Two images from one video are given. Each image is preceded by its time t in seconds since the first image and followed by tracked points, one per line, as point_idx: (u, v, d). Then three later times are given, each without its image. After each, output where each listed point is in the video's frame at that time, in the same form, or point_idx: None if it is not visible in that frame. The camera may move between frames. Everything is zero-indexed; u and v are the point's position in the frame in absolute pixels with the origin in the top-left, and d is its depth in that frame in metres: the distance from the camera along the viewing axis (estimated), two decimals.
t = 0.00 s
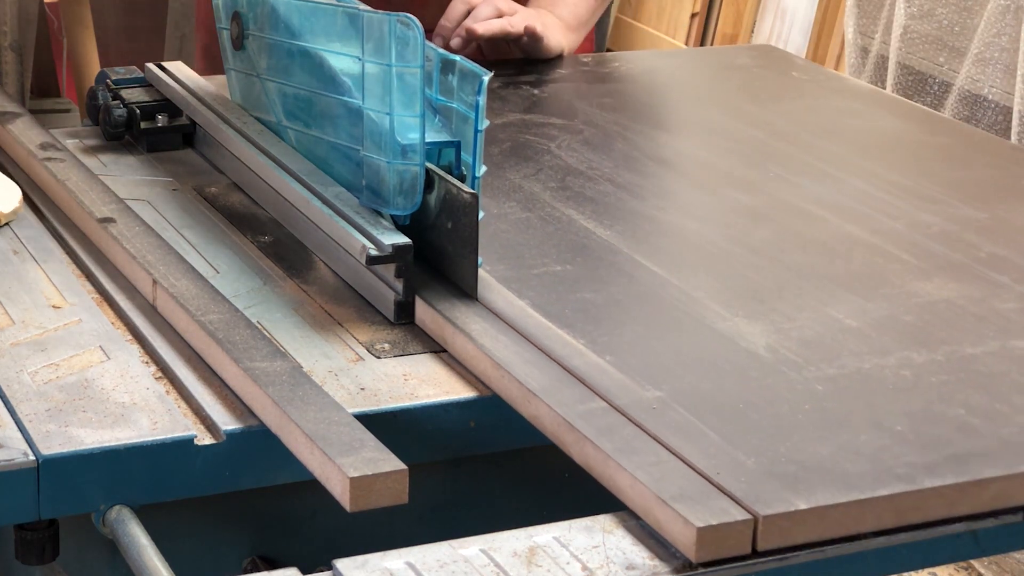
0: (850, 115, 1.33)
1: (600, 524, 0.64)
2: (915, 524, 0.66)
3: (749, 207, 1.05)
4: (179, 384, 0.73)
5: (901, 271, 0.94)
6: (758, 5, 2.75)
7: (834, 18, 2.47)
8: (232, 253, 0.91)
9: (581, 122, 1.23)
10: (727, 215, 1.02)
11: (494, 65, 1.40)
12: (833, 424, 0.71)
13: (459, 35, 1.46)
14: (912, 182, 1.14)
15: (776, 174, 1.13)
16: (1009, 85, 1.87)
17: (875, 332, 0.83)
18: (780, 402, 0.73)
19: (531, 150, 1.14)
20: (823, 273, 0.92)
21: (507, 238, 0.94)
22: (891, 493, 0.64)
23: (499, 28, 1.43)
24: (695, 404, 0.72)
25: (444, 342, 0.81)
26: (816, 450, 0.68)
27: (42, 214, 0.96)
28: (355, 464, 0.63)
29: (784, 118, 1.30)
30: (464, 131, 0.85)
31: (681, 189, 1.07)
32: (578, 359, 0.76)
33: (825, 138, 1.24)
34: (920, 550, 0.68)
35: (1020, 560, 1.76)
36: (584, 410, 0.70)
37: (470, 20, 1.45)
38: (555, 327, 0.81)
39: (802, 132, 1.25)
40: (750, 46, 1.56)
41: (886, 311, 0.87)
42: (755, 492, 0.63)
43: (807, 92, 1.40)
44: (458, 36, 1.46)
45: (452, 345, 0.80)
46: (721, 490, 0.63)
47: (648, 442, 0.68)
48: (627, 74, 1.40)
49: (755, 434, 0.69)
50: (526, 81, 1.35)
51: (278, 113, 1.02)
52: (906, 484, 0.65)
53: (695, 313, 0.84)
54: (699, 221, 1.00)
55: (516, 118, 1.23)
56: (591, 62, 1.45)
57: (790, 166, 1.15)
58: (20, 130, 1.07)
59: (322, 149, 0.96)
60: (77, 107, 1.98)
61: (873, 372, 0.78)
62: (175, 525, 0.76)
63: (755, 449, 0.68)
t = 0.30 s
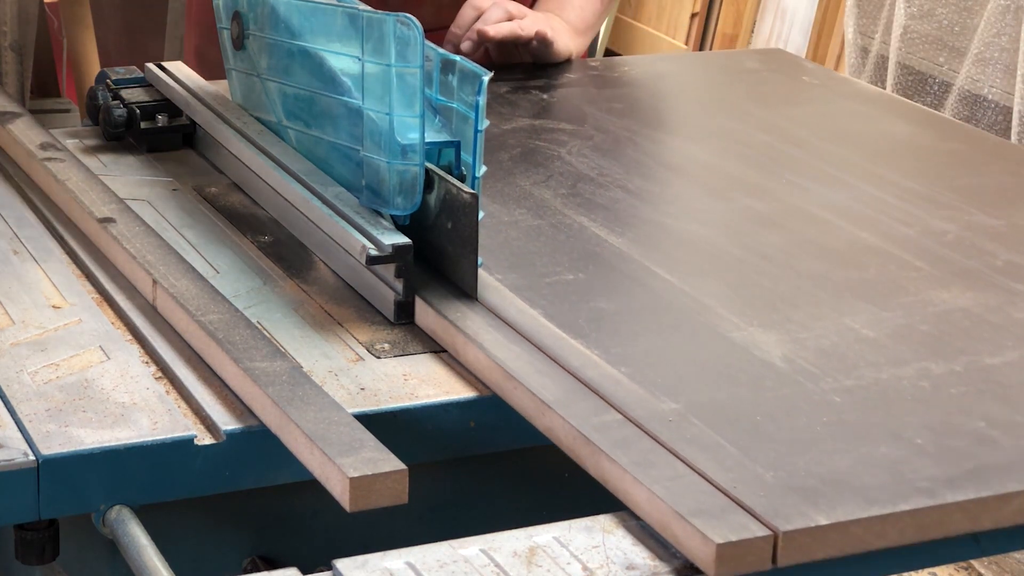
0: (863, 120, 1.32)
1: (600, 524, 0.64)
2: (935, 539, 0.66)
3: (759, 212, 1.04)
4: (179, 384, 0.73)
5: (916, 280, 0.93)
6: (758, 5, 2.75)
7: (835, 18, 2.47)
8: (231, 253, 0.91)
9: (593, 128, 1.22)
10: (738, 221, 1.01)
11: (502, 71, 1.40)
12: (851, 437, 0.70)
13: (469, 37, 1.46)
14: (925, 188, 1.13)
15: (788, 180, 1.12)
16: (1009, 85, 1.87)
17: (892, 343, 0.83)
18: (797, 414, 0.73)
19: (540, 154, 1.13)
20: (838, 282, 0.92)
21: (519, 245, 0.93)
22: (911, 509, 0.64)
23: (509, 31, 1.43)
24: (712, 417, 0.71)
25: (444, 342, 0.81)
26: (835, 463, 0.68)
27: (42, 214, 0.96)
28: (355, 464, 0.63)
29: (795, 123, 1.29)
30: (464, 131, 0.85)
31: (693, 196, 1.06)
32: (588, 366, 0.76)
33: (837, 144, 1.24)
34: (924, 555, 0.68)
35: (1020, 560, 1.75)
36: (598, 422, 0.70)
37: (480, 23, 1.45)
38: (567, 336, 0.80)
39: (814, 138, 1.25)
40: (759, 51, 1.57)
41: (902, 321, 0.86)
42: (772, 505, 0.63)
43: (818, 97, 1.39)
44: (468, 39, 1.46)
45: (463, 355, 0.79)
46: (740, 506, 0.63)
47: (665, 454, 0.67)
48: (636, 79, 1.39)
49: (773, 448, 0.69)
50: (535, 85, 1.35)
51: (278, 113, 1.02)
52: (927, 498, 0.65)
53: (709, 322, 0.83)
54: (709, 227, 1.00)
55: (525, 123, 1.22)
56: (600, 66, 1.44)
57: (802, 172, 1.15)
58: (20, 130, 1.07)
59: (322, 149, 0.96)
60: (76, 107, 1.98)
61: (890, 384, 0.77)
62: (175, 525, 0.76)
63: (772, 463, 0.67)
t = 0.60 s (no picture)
0: (875, 124, 1.32)
1: (600, 524, 0.64)
2: (954, 551, 0.65)
3: (768, 218, 1.03)
4: (179, 383, 0.73)
5: (930, 286, 0.93)
6: (758, 5, 2.75)
7: (834, 18, 2.47)
8: (231, 253, 0.91)
9: (599, 131, 1.22)
10: (748, 227, 1.01)
11: (510, 75, 1.40)
12: (866, 447, 0.70)
13: (479, 41, 1.44)
14: (935, 193, 1.13)
15: (798, 185, 1.12)
16: (1009, 85, 1.87)
17: (906, 351, 0.82)
18: (812, 424, 0.72)
19: (549, 160, 1.13)
20: (850, 289, 0.91)
21: (526, 250, 0.93)
22: (930, 521, 0.63)
23: (520, 34, 1.42)
24: (725, 427, 0.71)
25: (444, 342, 0.81)
26: (851, 474, 0.67)
27: (42, 214, 0.96)
28: (355, 464, 0.63)
29: (807, 128, 1.28)
30: (464, 131, 0.85)
31: (702, 201, 1.06)
32: (595, 372, 0.75)
33: (848, 149, 1.23)
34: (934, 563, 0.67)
35: (1020, 560, 1.75)
36: (608, 430, 0.69)
37: (491, 25, 1.44)
38: (575, 343, 0.79)
39: (826, 143, 1.24)
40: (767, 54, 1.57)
41: (915, 328, 0.86)
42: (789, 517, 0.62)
43: (831, 101, 1.39)
44: (478, 42, 1.45)
45: (473, 364, 0.78)
46: (756, 517, 0.62)
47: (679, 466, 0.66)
48: (644, 83, 1.39)
49: (788, 459, 0.68)
50: (543, 90, 1.35)
51: (278, 113, 1.02)
52: (944, 510, 0.65)
53: (721, 331, 0.83)
54: (714, 230, 0.99)
55: (533, 127, 1.22)
56: (607, 70, 1.45)
57: (813, 177, 1.14)
58: (20, 130, 1.07)
59: (322, 149, 0.96)
60: (76, 107, 1.98)
61: (905, 392, 0.77)
62: (175, 525, 0.76)
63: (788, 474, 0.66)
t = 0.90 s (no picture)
0: (884, 127, 1.32)
1: (599, 524, 0.64)
2: (967, 560, 0.65)
3: (774, 221, 1.03)
4: (179, 384, 0.73)
5: (939, 291, 0.93)
6: (758, 5, 2.75)
7: (834, 18, 2.47)
8: (231, 253, 0.91)
9: (604, 133, 1.22)
10: (754, 230, 1.01)
11: (516, 77, 1.40)
12: (868, 449, 0.70)
13: (485, 43, 1.45)
14: (943, 197, 1.13)
15: (805, 188, 1.11)
16: (1009, 85, 1.87)
17: (914, 356, 0.82)
18: (822, 430, 0.71)
19: (555, 163, 1.12)
20: (859, 294, 0.91)
21: (527, 251, 0.93)
22: (941, 529, 0.63)
23: (525, 37, 1.42)
24: (736, 433, 0.70)
25: (444, 342, 0.81)
26: (854, 477, 0.67)
27: (42, 214, 0.96)
28: (355, 464, 0.63)
29: (808, 129, 1.28)
30: (464, 131, 0.85)
31: (708, 204, 1.05)
32: (599, 375, 0.75)
33: (849, 150, 1.23)
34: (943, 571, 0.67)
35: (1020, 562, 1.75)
36: (610, 431, 0.69)
37: (497, 28, 1.45)
38: (580, 346, 0.79)
39: (833, 145, 1.24)
40: (773, 56, 1.56)
41: (925, 334, 0.85)
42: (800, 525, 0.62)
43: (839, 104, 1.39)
44: (484, 45, 1.45)
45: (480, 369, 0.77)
46: (766, 525, 0.62)
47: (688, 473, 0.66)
48: (649, 86, 1.39)
49: (799, 467, 0.67)
50: (547, 92, 1.35)
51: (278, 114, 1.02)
52: (957, 518, 0.64)
53: (730, 336, 0.82)
54: (715, 231, 0.99)
55: (538, 130, 1.22)
56: (611, 72, 1.44)
57: (820, 180, 1.14)
58: (20, 130, 1.07)
59: (322, 149, 0.96)
60: (76, 107, 1.98)
61: (915, 398, 0.76)
62: (175, 525, 0.76)
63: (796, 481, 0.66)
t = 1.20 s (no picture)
0: (890, 130, 1.32)
1: (600, 524, 0.64)
2: (979, 568, 0.65)
3: (780, 225, 1.03)
4: (179, 384, 0.73)
5: (948, 296, 0.92)
6: (758, 5, 2.76)
7: (835, 18, 2.47)
8: (231, 253, 0.91)
9: (609, 137, 1.22)
10: (759, 233, 1.00)
11: (519, 80, 1.40)
12: (873, 452, 0.70)
13: (490, 45, 1.45)
14: (951, 201, 1.12)
15: (808, 190, 1.11)
16: (1010, 85, 1.87)
17: (923, 361, 0.82)
18: (831, 437, 0.71)
19: (560, 167, 1.12)
20: (867, 298, 0.90)
21: (529, 254, 0.93)
22: (953, 537, 0.63)
23: (531, 40, 1.42)
24: (744, 440, 0.70)
25: (444, 342, 0.81)
26: (860, 482, 0.67)
27: (42, 214, 0.96)
28: (356, 464, 0.63)
29: (810, 131, 1.28)
30: (464, 131, 0.85)
31: (712, 208, 1.05)
32: (603, 378, 0.75)
33: (851, 152, 1.23)
34: None
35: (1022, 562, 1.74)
36: (611, 432, 0.69)
37: (502, 30, 1.45)
38: (581, 347, 0.79)
39: (838, 148, 1.24)
40: (777, 58, 1.56)
41: (934, 339, 0.85)
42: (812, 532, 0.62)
43: (844, 107, 1.39)
44: (489, 47, 1.45)
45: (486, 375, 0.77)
46: (777, 533, 0.61)
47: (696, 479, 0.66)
48: (652, 88, 1.39)
49: (810, 474, 0.67)
50: (551, 94, 1.35)
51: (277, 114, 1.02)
52: (970, 526, 0.64)
53: (733, 338, 0.82)
54: (716, 233, 0.99)
55: (543, 134, 1.21)
56: (615, 74, 1.44)
57: (824, 183, 1.14)
58: (20, 130, 1.07)
59: (322, 149, 0.96)
60: (76, 108, 1.99)
61: (924, 404, 0.76)
62: (174, 525, 0.76)
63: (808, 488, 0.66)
